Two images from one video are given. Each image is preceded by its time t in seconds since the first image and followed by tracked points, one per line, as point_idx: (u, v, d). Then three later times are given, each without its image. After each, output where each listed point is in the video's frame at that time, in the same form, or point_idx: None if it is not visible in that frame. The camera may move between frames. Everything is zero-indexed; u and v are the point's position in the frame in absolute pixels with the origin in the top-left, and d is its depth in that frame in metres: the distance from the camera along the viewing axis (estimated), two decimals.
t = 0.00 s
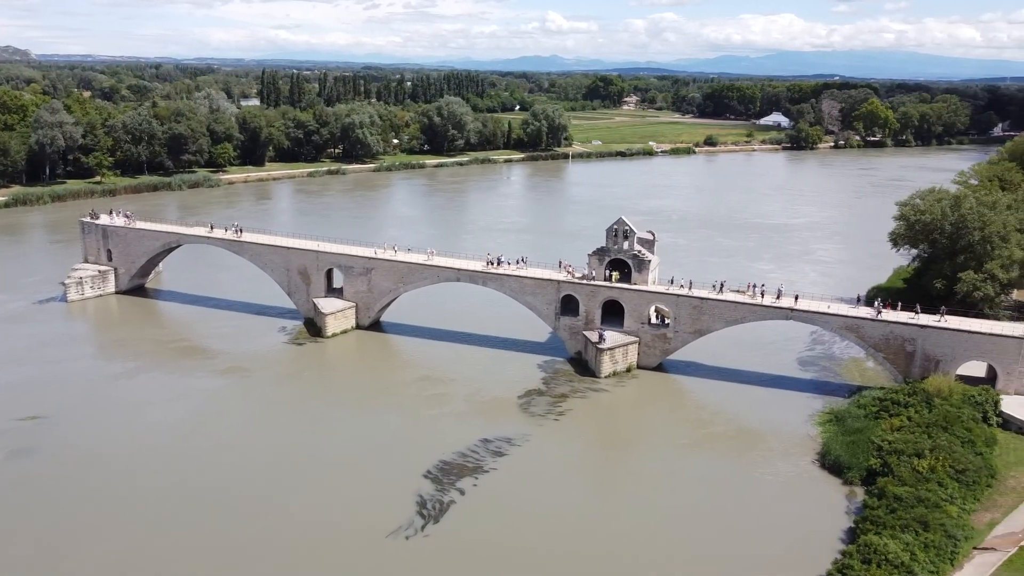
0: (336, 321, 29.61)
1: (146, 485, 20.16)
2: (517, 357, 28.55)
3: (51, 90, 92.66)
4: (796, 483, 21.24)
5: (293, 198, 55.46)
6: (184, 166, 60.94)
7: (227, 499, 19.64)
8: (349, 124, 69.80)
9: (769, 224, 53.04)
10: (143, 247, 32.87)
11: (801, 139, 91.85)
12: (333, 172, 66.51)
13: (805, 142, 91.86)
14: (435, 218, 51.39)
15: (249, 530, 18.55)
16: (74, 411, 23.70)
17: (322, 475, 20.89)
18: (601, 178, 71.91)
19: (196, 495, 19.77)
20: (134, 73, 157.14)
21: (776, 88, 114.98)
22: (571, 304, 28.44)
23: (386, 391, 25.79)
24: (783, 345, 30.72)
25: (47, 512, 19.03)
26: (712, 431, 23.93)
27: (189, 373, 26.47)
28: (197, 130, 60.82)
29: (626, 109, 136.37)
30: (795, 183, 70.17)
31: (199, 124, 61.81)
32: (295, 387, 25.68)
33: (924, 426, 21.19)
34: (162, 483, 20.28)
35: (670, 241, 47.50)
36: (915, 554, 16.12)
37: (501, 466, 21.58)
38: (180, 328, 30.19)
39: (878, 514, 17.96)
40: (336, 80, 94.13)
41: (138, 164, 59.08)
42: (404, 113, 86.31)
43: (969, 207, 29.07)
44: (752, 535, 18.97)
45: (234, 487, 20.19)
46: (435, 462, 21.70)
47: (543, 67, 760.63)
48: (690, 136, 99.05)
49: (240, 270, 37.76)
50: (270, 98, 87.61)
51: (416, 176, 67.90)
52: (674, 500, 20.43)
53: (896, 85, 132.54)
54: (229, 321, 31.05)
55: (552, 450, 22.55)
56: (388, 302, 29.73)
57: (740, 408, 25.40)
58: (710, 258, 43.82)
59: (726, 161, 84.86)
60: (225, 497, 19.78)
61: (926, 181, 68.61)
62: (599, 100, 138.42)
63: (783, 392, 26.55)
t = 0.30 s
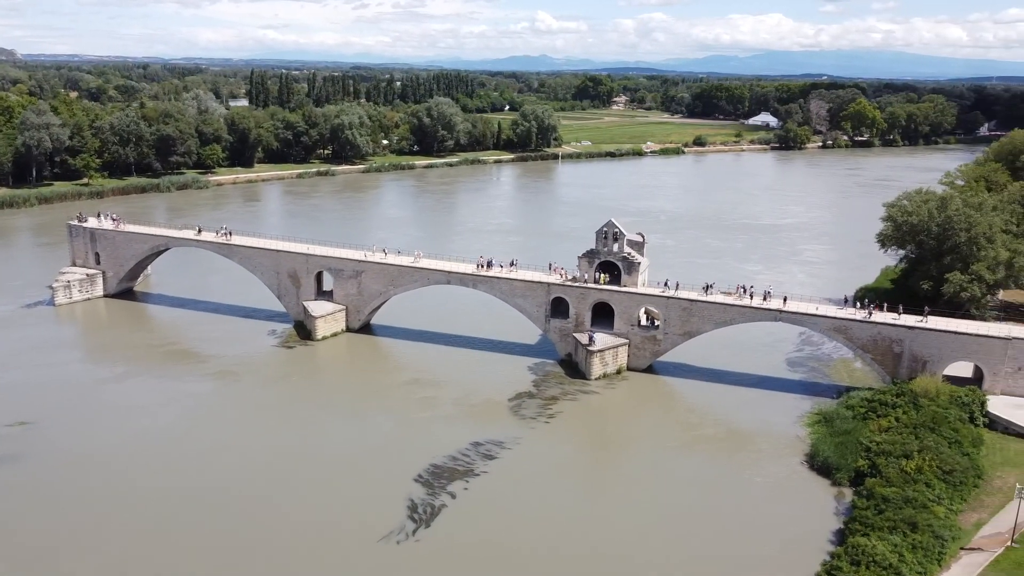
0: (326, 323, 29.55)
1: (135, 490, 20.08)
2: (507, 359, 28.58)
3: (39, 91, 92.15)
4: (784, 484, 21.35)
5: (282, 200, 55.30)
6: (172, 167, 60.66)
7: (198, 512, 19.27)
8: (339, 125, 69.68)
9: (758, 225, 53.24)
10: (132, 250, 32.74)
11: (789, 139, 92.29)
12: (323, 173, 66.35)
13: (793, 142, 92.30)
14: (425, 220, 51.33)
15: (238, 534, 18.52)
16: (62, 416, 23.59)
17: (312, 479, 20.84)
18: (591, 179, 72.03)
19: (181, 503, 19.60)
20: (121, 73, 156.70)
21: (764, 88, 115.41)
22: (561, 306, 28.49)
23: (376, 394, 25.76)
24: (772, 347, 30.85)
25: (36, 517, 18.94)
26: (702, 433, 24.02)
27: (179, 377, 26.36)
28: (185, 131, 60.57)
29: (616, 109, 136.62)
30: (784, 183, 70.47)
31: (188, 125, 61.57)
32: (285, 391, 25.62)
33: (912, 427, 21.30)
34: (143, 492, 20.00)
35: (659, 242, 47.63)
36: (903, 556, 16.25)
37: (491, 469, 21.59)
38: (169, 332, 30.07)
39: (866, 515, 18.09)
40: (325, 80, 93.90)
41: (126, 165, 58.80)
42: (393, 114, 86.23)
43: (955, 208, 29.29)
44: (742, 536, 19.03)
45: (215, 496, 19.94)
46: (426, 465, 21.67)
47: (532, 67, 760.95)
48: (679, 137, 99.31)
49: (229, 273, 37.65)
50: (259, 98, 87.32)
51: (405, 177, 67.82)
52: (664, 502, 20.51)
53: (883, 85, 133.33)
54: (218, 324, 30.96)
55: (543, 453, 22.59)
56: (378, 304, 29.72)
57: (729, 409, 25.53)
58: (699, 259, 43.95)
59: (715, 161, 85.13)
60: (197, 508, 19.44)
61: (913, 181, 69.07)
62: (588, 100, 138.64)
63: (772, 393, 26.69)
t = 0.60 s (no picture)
0: (317, 326, 29.50)
1: (124, 495, 19.97)
2: (499, 361, 28.60)
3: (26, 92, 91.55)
4: (774, 485, 21.46)
5: (273, 201, 55.15)
6: (162, 169, 60.38)
7: (188, 517, 19.18)
8: (329, 126, 69.54)
9: (748, 225, 53.41)
10: (121, 254, 32.59)
11: (779, 139, 92.63)
12: (313, 174, 66.19)
13: (783, 142, 92.67)
14: (416, 221, 51.28)
15: (229, 539, 18.47)
16: (52, 420, 23.47)
17: (303, 483, 20.80)
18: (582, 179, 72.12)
19: (172, 507, 19.55)
20: (109, 73, 155.79)
21: (754, 88, 115.77)
22: (552, 308, 28.55)
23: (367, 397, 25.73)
24: (763, 348, 30.97)
25: (25, 522, 18.84)
26: (692, 434, 24.10)
27: (169, 381, 26.25)
28: (175, 133, 60.31)
29: (606, 109, 136.78)
30: (774, 184, 70.73)
31: (177, 126, 61.29)
32: (276, 394, 25.56)
33: (901, 428, 21.45)
34: (133, 497, 19.92)
35: (650, 243, 47.74)
36: (892, 556, 16.38)
37: (483, 472, 21.61)
38: (159, 335, 29.95)
39: (856, 516, 18.22)
40: (315, 80, 93.63)
41: (115, 167, 58.50)
42: (384, 114, 86.09)
43: (943, 210, 29.49)
44: (733, 537, 19.11)
45: (206, 500, 19.88)
46: (418, 468, 21.66)
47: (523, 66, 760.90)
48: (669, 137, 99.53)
49: (219, 275, 37.52)
50: (249, 99, 87.01)
51: (396, 178, 67.73)
52: (656, 503, 20.56)
53: (872, 85, 134.00)
54: (208, 327, 30.85)
55: (535, 455, 22.61)
56: (369, 306, 29.69)
57: (720, 410, 25.63)
58: (690, 260, 44.05)
59: (705, 161, 85.36)
60: (188, 513, 19.36)
61: (902, 181, 69.45)
62: (578, 100, 138.75)
63: (763, 394, 26.82)
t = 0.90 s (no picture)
0: (308, 329, 29.45)
1: (115, 500, 19.88)
2: (490, 364, 28.62)
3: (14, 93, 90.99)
4: (765, 486, 21.54)
5: (263, 203, 55.01)
6: (151, 171, 60.13)
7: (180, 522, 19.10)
8: (319, 127, 69.40)
9: (739, 226, 53.61)
10: (111, 257, 32.45)
11: (769, 139, 92.99)
12: (303, 175, 66.04)
13: (773, 142, 93.03)
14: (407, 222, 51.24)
15: (220, 543, 18.41)
16: (42, 425, 23.36)
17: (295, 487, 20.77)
18: (573, 180, 72.23)
19: (164, 511, 19.49)
20: (97, 73, 155.13)
21: (743, 88, 116.14)
22: (544, 311, 28.59)
23: (359, 400, 25.69)
24: (754, 349, 31.09)
25: (14, 528, 18.74)
26: (684, 436, 24.18)
27: (160, 385, 26.16)
28: (164, 134, 60.08)
29: (596, 109, 137.01)
30: (764, 184, 71.02)
31: (167, 128, 61.05)
32: (267, 398, 25.50)
33: (891, 429, 21.59)
34: (124, 502, 19.83)
35: (641, 244, 47.86)
36: (881, 557, 16.50)
37: (475, 475, 21.61)
38: (149, 339, 29.85)
39: (846, 517, 18.33)
40: (305, 81, 93.40)
41: (104, 169, 58.22)
42: (374, 115, 86.00)
43: (932, 211, 29.69)
44: (724, 538, 19.19)
45: (197, 505, 19.81)
46: (410, 471, 21.66)
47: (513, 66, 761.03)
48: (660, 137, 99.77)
49: (209, 278, 37.39)
50: (239, 99, 86.74)
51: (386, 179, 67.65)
52: (647, 505, 20.63)
53: (861, 85, 134.68)
54: (199, 330, 30.75)
55: (527, 457, 22.65)
56: (360, 309, 29.67)
57: (711, 412, 25.71)
58: (681, 261, 44.19)
59: (696, 162, 85.58)
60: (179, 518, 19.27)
61: (891, 181, 69.80)
62: (569, 100, 138.93)
63: (753, 395, 26.93)
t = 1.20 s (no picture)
0: (300, 332, 29.40)
1: (105, 504, 19.80)
2: (482, 366, 28.63)
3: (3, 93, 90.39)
4: (757, 487, 21.62)
5: (255, 204, 54.88)
6: (142, 172, 59.89)
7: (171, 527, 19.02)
8: (311, 128, 69.26)
9: (730, 227, 53.80)
10: (101, 259, 32.31)
11: (760, 139, 93.32)
12: (295, 176, 65.89)
13: (764, 142, 93.37)
14: (399, 224, 51.21)
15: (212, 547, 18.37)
16: (33, 428, 23.26)
17: (286, 490, 20.74)
18: (565, 180, 72.32)
19: (156, 515, 19.43)
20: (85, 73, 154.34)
21: (735, 88, 116.44)
22: (536, 312, 28.62)
23: (351, 403, 25.67)
24: (745, 351, 31.19)
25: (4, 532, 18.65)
26: (676, 437, 24.24)
27: (152, 388, 26.07)
28: (155, 135, 59.85)
29: (588, 109, 137.16)
30: (755, 184, 71.27)
31: (157, 129, 60.82)
32: (258, 401, 25.44)
33: (881, 430, 21.72)
34: (114, 506, 19.75)
35: (633, 245, 47.97)
36: (872, 559, 16.59)
37: (468, 478, 21.61)
38: (140, 342, 29.74)
39: (837, 519, 18.42)
40: (296, 81, 93.18)
41: (94, 170, 57.94)
42: (366, 115, 85.89)
43: (921, 212, 29.87)
44: (716, 539, 19.28)
45: (189, 509, 19.75)
46: (402, 475, 21.64)
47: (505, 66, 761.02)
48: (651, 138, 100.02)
49: (201, 280, 37.29)
50: (230, 100, 86.48)
51: (378, 180, 67.60)
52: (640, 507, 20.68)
53: (852, 85, 135.32)
54: (191, 333, 30.66)
55: (520, 459, 22.68)
56: (352, 312, 29.63)
57: (703, 413, 25.78)
58: (673, 262, 44.34)
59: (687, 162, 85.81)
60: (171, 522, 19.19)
61: (881, 181, 70.16)
62: (561, 100, 139.04)
63: (745, 396, 27.03)
